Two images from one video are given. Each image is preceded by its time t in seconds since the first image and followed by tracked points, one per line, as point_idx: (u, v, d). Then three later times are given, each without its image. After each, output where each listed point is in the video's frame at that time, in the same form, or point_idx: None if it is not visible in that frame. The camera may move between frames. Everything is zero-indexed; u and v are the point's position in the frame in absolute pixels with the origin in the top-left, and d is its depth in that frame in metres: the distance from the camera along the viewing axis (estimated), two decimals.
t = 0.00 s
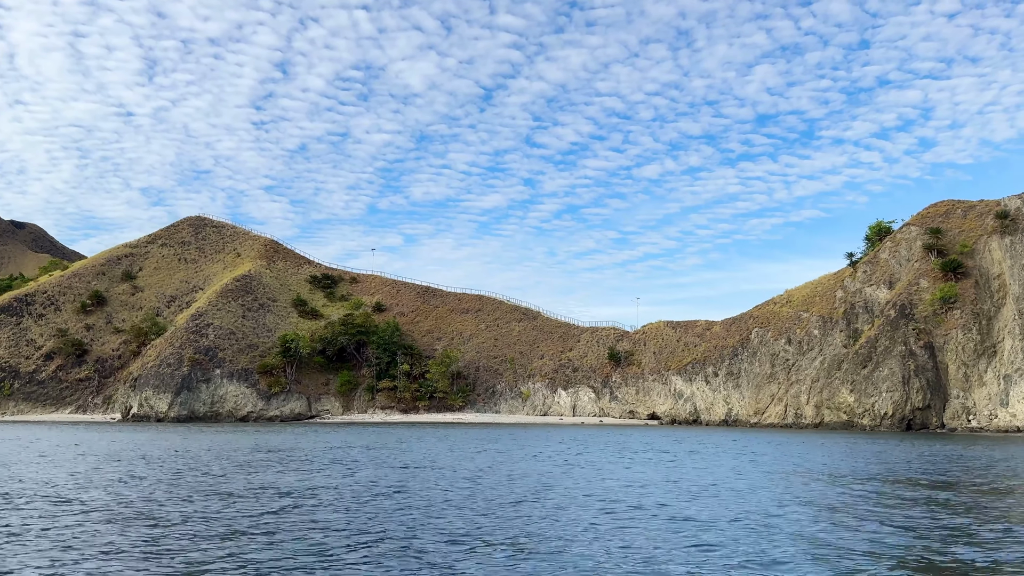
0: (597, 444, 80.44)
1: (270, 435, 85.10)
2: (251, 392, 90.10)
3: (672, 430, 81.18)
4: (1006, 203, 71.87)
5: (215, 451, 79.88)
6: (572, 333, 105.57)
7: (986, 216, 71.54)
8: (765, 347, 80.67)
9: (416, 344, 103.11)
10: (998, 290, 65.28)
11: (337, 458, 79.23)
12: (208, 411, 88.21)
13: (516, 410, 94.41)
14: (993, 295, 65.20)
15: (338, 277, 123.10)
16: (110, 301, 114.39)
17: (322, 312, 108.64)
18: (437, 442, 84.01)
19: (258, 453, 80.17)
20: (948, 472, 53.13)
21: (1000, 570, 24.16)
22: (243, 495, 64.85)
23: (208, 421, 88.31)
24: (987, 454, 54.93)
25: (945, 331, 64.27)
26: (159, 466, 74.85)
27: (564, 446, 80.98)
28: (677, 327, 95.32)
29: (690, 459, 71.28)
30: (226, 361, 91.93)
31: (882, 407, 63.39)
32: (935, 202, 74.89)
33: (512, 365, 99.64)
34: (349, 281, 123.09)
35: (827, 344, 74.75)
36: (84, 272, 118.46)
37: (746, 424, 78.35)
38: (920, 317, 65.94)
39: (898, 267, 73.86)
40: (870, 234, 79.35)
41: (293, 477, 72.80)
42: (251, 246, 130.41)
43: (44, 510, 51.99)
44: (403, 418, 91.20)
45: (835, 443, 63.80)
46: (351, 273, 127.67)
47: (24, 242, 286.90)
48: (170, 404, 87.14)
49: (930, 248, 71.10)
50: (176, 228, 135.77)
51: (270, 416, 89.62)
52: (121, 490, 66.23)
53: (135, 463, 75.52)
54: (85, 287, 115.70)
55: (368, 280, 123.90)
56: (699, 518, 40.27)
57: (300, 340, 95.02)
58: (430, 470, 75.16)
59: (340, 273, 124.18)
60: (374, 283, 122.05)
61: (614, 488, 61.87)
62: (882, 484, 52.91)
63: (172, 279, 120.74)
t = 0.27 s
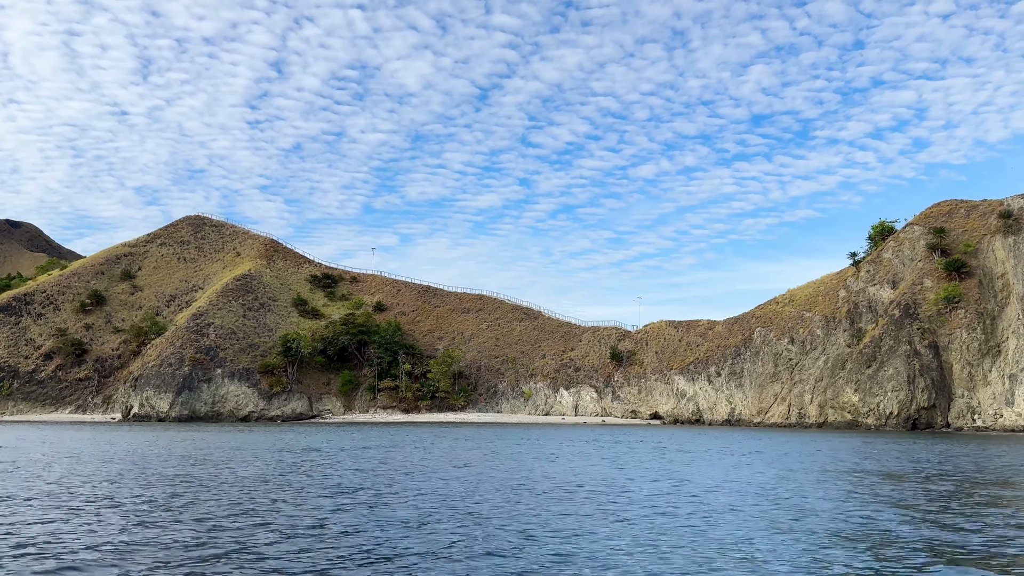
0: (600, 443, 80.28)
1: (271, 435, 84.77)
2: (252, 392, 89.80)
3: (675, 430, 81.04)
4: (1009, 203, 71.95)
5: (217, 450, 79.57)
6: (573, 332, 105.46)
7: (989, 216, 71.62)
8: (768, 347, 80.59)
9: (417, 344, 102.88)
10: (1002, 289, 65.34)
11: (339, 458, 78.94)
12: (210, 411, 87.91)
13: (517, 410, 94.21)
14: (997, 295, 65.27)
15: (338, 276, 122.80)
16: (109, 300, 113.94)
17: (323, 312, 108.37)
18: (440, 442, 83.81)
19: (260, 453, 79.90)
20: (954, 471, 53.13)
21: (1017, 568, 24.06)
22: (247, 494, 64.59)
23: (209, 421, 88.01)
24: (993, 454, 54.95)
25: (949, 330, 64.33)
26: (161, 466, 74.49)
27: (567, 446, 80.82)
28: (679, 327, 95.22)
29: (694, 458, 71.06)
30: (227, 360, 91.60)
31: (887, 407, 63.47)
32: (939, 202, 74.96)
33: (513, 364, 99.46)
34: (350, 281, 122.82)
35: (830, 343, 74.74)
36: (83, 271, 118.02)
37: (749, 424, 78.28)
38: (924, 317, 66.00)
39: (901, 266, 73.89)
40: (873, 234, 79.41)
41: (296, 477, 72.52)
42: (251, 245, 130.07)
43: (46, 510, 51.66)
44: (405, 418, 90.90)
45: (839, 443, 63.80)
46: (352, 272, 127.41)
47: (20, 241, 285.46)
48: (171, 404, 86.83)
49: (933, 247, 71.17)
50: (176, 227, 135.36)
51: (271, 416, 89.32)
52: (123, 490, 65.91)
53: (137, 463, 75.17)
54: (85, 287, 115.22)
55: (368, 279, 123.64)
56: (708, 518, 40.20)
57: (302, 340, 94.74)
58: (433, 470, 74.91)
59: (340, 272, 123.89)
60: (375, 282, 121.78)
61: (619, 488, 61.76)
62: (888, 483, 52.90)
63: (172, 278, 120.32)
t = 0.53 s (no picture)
0: (604, 444, 80.14)
1: (273, 435, 84.45)
2: (254, 392, 89.49)
3: (678, 430, 80.91)
4: (1013, 203, 72.05)
5: (219, 451, 79.25)
6: (575, 333, 105.39)
7: (993, 216, 71.74)
8: (771, 347, 80.51)
9: (419, 344, 102.67)
10: (1006, 289, 65.42)
11: (342, 459, 78.65)
12: (211, 412, 87.60)
13: (520, 410, 94.04)
14: (1002, 295, 65.35)
15: (339, 277, 122.53)
16: (109, 301, 113.50)
17: (324, 312, 108.11)
18: (443, 442, 83.60)
19: (262, 454, 79.61)
20: (961, 471, 53.10)
21: None
22: (250, 495, 64.32)
23: (211, 422, 87.69)
24: (999, 454, 54.95)
25: (954, 330, 64.37)
26: (163, 467, 74.16)
27: (570, 446, 80.68)
28: (681, 327, 95.13)
29: (698, 459, 70.85)
30: (229, 361, 91.28)
31: (893, 407, 63.55)
32: (943, 202, 75.07)
33: (515, 365, 99.33)
34: (350, 281, 122.57)
35: (834, 343, 74.71)
36: (82, 272, 117.56)
37: (753, 424, 78.23)
38: (929, 317, 66.04)
39: (905, 266, 73.94)
40: (876, 234, 79.49)
41: (299, 478, 72.23)
42: (251, 246, 129.74)
43: (50, 511, 51.37)
44: (407, 418, 90.61)
45: (845, 443, 63.79)
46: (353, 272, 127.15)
47: (16, 241, 284.32)
48: (172, 405, 86.51)
49: (938, 248, 71.23)
50: (175, 227, 134.96)
51: (273, 416, 89.03)
52: (125, 491, 65.58)
53: (138, 464, 74.85)
54: (84, 287, 114.77)
55: (369, 279, 123.42)
56: (716, 518, 40.09)
57: (303, 340, 94.45)
58: (437, 471, 74.68)
59: (341, 272, 123.65)
60: (376, 283, 121.55)
61: (625, 488, 61.66)
62: (895, 483, 52.87)
63: (172, 279, 119.94)
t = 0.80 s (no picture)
0: (608, 445, 79.98)
1: (275, 437, 84.17)
2: (256, 394, 89.25)
3: (682, 431, 80.73)
4: (1017, 203, 72.12)
5: (222, 453, 78.96)
6: (578, 334, 105.28)
7: (997, 216, 71.81)
8: (775, 348, 80.35)
9: (422, 345, 102.47)
10: (1011, 289, 65.43)
11: (345, 461, 78.41)
12: (214, 413, 87.34)
13: (523, 411, 93.86)
14: (1006, 295, 65.37)
15: (340, 278, 122.30)
16: (110, 302, 113.17)
17: (326, 313, 107.88)
18: (446, 444, 83.40)
19: (265, 455, 79.34)
20: (968, 471, 53.06)
21: None
22: (254, 497, 64.10)
23: (213, 424, 87.42)
24: (1006, 454, 54.90)
25: (959, 330, 64.34)
26: (165, 469, 73.89)
27: (573, 447, 80.53)
28: (684, 328, 95.04)
29: (702, 460, 70.76)
30: (231, 362, 91.02)
31: (899, 407, 63.57)
32: (946, 202, 75.13)
33: (518, 366, 99.14)
34: (352, 282, 122.37)
35: (838, 344, 74.63)
36: (83, 273, 117.19)
37: (757, 425, 78.10)
38: (934, 317, 66.01)
39: (909, 267, 73.92)
40: (880, 234, 79.52)
41: (302, 480, 71.99)
42: (252, 247, 129.50)
43: (53, 514, 51.13)
44: (410, 420, 90.32)
45: (850, 443, 63.73)
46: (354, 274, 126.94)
47: (14, 243, 283.43)
48: (175, 406, 86.28)
49: (942, 248, 71.26)
50: (176, 228, 134.67)
51: (276, 418, 88.78)
52: (128, 493, 65.34)
53: (141, 465, 74.59)
54: (85, 289, 114.41)
55: (370, 280, 123.22)
56: (727, 519, 40.01)
57: (306, 341, 94.20)
58: (440, 472, 74.45)
59: (342, 273, 123.44)
60: (377, 284, 121.32)
61: (630, 490, 61.53)
62: (902, 483, 52.79)
63: (173, 280, 119.64)
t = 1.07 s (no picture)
0: (612, 446, 79.86)
1: (280, 439, 83.98)
2: (260, 395, 89.01)
3: (687, 432, 80.60)
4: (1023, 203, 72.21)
5: (226, 454, 78.71)
6: (581, 334, 105.24)
7: (1002, 216, 71.93)
8: (780, 349, 80.24)
9: (425, 346, 102.30)
10: (1017, 289, 65.53)
11: (350, 462, 78.16)
12: (217, 415, 87.10)
13: (527, 412, 93.75)
14: (1012, 295, 65.42)
15: (343, 279, 122.11)
16: (112, 304, 112.80)
17: (329, 314, 107.68)
18: (451, 445, 83.19)
19: (269, 457, 79.07)
20: (976, 470, 53.07)
21: None
22: (259, 499, 63.94)
23: (217, 425, 87.14)
24: (1016, 454, 54.90)
25: (965, 331, 64.37)
26: (170, 471, 73.68)
27: (578, 448, 80.42)
28: (688, 329, 95.02)
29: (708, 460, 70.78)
30: (235, 364, 90.76)
31: (907, 407, 63.63)
32: (952, 202, 75.23)
33: (522, 367, 99.01)
34: (354, 283, 122.19)
35: (844, 344, 74.59)
36: (84, 275, 116.78)
37: (762, 425, 78.06)
38: (941, 317, 66.00)
39: (915, 267, 73.91)
40: (885, 234, 79.57)
41: (307, 481, 71.76)
42: (254, 248, 129.21)
43: (61, 516, 51.01)
44: (414, 421, 90.08)
45: (858, 444, 63.71)
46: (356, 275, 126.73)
47: (12, 244, 282.69)
48: (179, 408, 86.08)
49: (948, 248, 71.31)
50: (177, 229, 134.31)
51: (279, 419, 88.55)
52: (133, 495, 65.15)
53: (145, 468, 74.33)
54: (86, 290, 114.01)
55: (372, 282, 123.06)
56: (739, 520, 39.98)
57: (309, 342, 93.97)
58: (446, 473, 74.29)
59: (344, 274, 123.26)
60: (379, 285, 121.16)
61: (637, 491, 61.44)
62: (911, 483, 52.77)
63: (175, 281, 119.28)
